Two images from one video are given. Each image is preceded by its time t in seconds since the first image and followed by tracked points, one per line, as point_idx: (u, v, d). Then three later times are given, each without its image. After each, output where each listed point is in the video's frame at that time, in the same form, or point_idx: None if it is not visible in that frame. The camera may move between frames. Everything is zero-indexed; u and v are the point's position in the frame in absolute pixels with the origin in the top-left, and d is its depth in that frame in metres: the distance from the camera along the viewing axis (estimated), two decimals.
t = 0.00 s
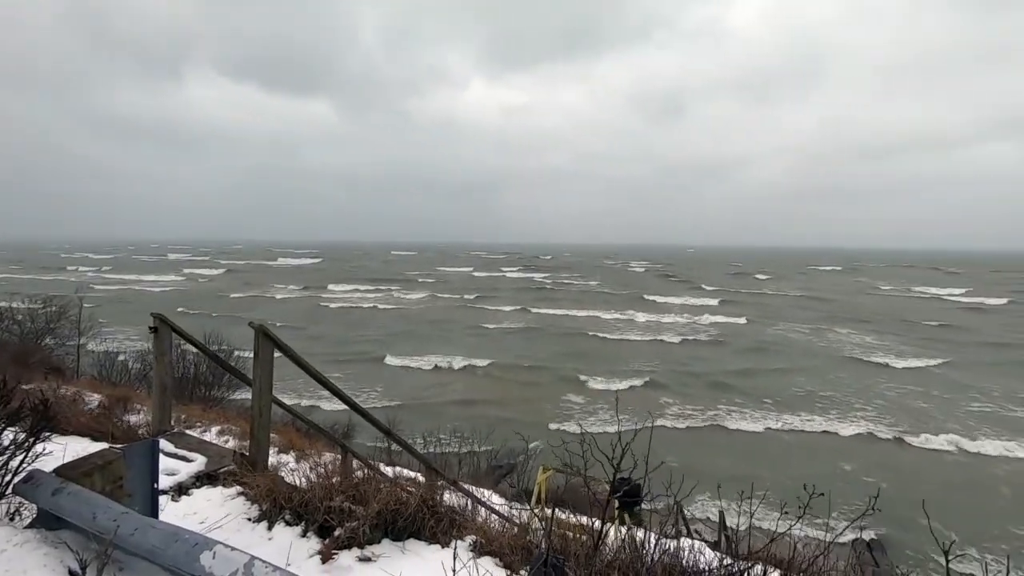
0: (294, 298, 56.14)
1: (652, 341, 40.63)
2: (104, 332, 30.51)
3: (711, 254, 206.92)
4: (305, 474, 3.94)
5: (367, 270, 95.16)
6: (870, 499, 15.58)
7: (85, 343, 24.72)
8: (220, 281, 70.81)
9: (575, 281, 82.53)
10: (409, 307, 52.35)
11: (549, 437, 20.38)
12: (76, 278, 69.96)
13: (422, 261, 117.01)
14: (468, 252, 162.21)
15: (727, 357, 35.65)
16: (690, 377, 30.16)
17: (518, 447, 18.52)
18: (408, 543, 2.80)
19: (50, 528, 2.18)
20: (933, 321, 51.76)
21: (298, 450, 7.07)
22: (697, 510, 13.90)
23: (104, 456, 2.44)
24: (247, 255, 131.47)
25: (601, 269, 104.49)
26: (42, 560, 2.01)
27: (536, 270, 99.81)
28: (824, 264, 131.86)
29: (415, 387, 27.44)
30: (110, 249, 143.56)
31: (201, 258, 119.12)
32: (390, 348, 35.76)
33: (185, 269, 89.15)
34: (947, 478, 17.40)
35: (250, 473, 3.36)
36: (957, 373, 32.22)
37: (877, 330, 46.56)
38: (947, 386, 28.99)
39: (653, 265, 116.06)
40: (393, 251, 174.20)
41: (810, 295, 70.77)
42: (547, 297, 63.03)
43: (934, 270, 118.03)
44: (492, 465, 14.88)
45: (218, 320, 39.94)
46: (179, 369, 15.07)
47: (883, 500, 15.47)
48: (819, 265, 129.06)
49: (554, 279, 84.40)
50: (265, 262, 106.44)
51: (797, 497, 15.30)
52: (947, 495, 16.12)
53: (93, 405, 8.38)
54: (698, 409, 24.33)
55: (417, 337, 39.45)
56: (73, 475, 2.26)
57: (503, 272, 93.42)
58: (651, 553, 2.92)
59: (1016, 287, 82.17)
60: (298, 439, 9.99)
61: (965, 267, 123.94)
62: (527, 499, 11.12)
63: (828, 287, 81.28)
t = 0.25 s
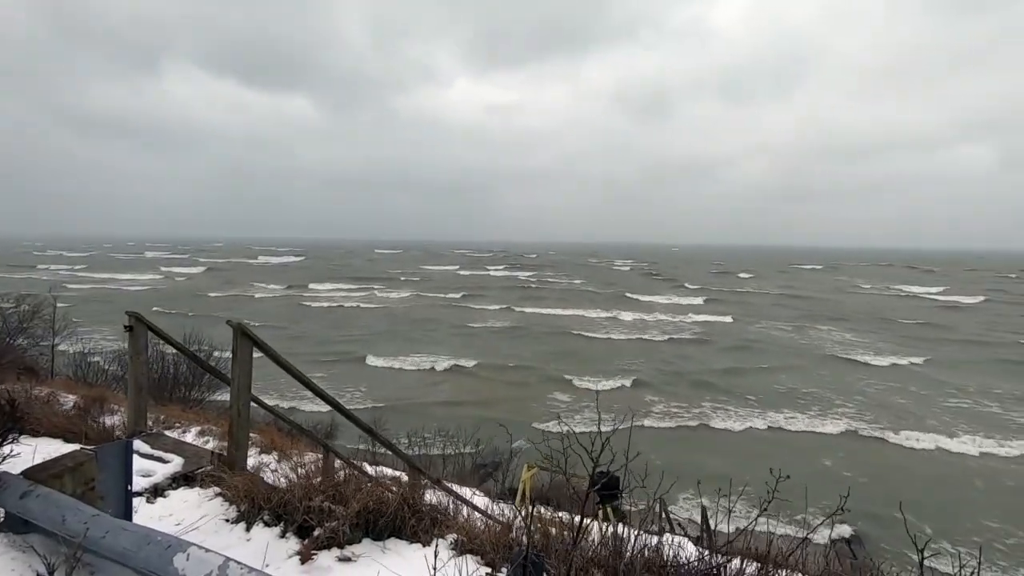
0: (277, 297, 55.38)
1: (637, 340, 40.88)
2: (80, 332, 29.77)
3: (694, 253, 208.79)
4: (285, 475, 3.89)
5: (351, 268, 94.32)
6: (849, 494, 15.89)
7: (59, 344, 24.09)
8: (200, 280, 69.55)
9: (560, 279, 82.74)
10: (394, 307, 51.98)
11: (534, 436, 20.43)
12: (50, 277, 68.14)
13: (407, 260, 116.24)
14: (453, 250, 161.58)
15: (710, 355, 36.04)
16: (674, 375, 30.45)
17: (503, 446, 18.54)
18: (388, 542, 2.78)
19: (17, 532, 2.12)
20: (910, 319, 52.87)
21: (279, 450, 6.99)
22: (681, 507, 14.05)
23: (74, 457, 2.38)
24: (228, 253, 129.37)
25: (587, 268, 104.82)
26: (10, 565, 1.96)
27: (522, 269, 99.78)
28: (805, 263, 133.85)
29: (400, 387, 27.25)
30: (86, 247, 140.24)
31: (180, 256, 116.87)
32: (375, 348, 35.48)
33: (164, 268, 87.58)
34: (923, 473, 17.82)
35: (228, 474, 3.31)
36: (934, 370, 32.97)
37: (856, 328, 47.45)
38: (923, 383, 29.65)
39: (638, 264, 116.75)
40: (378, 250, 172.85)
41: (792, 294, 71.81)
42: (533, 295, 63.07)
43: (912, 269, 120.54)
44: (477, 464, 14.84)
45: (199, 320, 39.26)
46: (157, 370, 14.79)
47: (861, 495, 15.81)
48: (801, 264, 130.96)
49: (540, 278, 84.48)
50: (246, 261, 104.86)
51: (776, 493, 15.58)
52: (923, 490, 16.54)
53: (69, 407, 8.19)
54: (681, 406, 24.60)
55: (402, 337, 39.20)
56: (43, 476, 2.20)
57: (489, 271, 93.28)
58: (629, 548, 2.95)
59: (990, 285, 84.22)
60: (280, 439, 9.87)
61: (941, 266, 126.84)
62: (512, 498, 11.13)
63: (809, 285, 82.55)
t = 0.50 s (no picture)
0: (259, 293, 54.62)
1: (622, 335, 41.17)
2: (54, 330, 29.05)
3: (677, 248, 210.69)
4: (265, 472, 3.84)
5: (334, 263, 93.34)
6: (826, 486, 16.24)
7: (33, 342, 23.49)
8: (179, 275, 68.24)
9: (546, 275, 82.90)
10: (379, 303, 51.64)
11: (518, 432, 20.52)
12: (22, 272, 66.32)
13: (391, 255, 115.39)
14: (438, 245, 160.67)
15: (694, 351, 36.48)
16: (658, 371, 30.78)
17: (487, 442, 18.58)
18: (368, 538, 2.77)
19: None
20: (887, 313, 54.04)
21: (261, 448, 6.91)
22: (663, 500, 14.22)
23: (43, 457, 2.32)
24: (208, 248, 127.20)
25: (572, 263, 105.13)
26: None
27: (507, 264, 99.74)
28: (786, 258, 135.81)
29: (385, 385, 27.12)
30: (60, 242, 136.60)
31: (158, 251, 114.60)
32: (359, 345, 35.23)
33: (142, 263, 85.82)
34: (898, 464, 18.31)
35: (205, 473, 3.26)
36: (910, 363, 33.77)
37: (836, 323, 48.34)
38: (900, 377, 30.35)
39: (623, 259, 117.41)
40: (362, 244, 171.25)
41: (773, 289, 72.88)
42: (518, 291, 63.09)
43: (889, 263, 123.05)
44: (462, 459, 14.84)
45: (178, 316, 38.59)
46: (135, 367, 14.49)
47: (838, 486, 16.18)
48: (782, 259, 132.85)
49: (525, 273, 84.55)
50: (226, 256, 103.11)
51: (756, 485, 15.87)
52: (898, 480, 16.99)
53: (42, 405, 8.00)
54: (665, 401, 24.89)
55: (387, 333, 38.99)
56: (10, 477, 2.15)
57: (474, 266, 93.07)
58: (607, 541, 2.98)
59: (965, 280, 86.27)
60: (261, 436, 9.77)
61: (917, 261, 129.68)
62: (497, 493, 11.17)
63: (790, 280, 83.82)
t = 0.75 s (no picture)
0: (243, 288, 53.95)
1: (609, 329, 41.43)
2: (31, 326, 28.41)
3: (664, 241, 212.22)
4: (249, 470, 3.80)
5: (319, 258, 92.42)
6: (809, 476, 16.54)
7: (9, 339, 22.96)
8: (160, 270, 67.11)
9: (533, 268, 82.95)
10: (365, 297, 51.28)
11: (506, 427, 20.60)
12: None
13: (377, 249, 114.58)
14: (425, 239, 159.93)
15: (680, 344, 36.85)
16: (645, 364, 31.05)
17: (475, 437, 18.61)
18: (355, 537, 2.76)
19: None
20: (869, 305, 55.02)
21: (245, 445, 6.85)
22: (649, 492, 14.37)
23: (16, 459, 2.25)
24: (190, 242, 125.09)
25: (559, 257, 105.36)
26: None
27: (494, 258, 99.67)
28: (770, 251, 137.46)
29: (372, 380, 27.02)
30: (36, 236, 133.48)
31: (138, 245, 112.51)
32: (346, 340, 35.01)
33: (121, 258, 84.23)
34: (880, 453, 18.70)
35: (187, 472, 3.21)
36: (890, 354, 34.46)
37: (819, 314, 49.12)
38: (881, 367, 30.98)
39: (609, 252, 117.97)
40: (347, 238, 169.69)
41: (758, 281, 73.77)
42: (506, 284, 63.07)
43: (870, 255, 125.21)
44: (450, 453, 14.85)
45: (160, 312, 37.97)
46: (115, 363, 14.24)
47: (820, 477, 16.49)
48: (766, 252, 134.44)
49: (512, 267, 84.54)
50: (209, 250, 101.54)
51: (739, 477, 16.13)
52: (879, 469, 17.38)
53: (19, 403, 7.84)
54: (651, 394, 25.13)
55: (374, 328, 38.79)
56: None
57: (461, 260, 92.81)
58: (594, 534, 2.99)
59: (943, 272, 88.12)
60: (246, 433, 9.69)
61: (897, 253, 132.15)
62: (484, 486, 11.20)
63: (774, 273, 84.92)
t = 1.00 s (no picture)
0: (231, 286, 53.36)
1: (600, 324, 41.53)
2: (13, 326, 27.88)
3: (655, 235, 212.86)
4: (239, 471, 3.76)
5: (308, 254, 91.59)
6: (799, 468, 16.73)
7: None
8: (146, 268, 66.12)
9: (524, 263, 82.79)
10: (356, 294, 50.94)
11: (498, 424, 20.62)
12: None
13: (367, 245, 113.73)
14: (416, 234, 159.01)
15: (671, 338, 37.05)
16: (637, 359, 31.15)
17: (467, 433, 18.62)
18: (347, 538, 2.74)
19: None
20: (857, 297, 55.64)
21: (235, 444, 6.77)
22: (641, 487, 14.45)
23: None
24: (175, 239, 123.26)
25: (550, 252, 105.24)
26: None
27: (485, 253, 99.43)
28: (760, 245, 138.40)
29: (364, 378, 26.88)
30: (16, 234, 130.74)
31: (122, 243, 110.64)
32: (337, 338, 34.80)
33: (105, 255, 82.81)
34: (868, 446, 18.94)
35: (175, 476, 3.16)
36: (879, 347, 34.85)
37: (808, 308, 49.58)
38: (869, 360, 31.33)
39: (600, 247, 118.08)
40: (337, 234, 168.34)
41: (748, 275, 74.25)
42: (498, 280, 62.92)
43: (858, 249, 126.51)
44: (442, 450, 14.84)
45: (147, 311, 37.42)
46: (100, 363, 14.01)
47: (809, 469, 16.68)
48: (755, 246, 135.45)
49: (504, 262, 84.40)
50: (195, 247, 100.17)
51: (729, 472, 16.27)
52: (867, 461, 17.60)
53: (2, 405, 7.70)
54: (643, 389, 25.27)
55: (365, 326, 38.57)
56: None
57: (452, 255, 92.42)
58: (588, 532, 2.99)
59: (930, 264, 89.27)
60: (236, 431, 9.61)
61: (884, 246, 133.70)
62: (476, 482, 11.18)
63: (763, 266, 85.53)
